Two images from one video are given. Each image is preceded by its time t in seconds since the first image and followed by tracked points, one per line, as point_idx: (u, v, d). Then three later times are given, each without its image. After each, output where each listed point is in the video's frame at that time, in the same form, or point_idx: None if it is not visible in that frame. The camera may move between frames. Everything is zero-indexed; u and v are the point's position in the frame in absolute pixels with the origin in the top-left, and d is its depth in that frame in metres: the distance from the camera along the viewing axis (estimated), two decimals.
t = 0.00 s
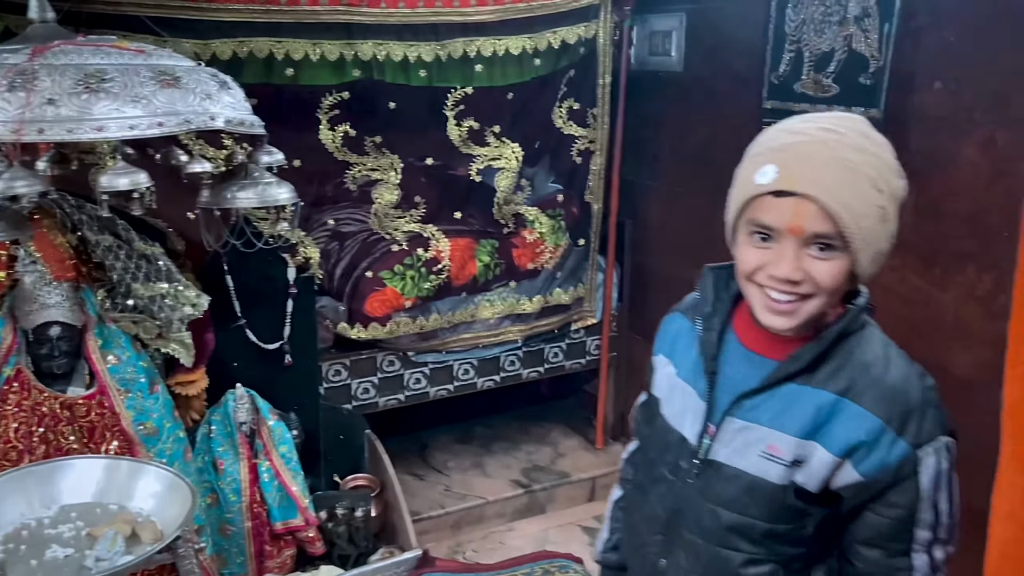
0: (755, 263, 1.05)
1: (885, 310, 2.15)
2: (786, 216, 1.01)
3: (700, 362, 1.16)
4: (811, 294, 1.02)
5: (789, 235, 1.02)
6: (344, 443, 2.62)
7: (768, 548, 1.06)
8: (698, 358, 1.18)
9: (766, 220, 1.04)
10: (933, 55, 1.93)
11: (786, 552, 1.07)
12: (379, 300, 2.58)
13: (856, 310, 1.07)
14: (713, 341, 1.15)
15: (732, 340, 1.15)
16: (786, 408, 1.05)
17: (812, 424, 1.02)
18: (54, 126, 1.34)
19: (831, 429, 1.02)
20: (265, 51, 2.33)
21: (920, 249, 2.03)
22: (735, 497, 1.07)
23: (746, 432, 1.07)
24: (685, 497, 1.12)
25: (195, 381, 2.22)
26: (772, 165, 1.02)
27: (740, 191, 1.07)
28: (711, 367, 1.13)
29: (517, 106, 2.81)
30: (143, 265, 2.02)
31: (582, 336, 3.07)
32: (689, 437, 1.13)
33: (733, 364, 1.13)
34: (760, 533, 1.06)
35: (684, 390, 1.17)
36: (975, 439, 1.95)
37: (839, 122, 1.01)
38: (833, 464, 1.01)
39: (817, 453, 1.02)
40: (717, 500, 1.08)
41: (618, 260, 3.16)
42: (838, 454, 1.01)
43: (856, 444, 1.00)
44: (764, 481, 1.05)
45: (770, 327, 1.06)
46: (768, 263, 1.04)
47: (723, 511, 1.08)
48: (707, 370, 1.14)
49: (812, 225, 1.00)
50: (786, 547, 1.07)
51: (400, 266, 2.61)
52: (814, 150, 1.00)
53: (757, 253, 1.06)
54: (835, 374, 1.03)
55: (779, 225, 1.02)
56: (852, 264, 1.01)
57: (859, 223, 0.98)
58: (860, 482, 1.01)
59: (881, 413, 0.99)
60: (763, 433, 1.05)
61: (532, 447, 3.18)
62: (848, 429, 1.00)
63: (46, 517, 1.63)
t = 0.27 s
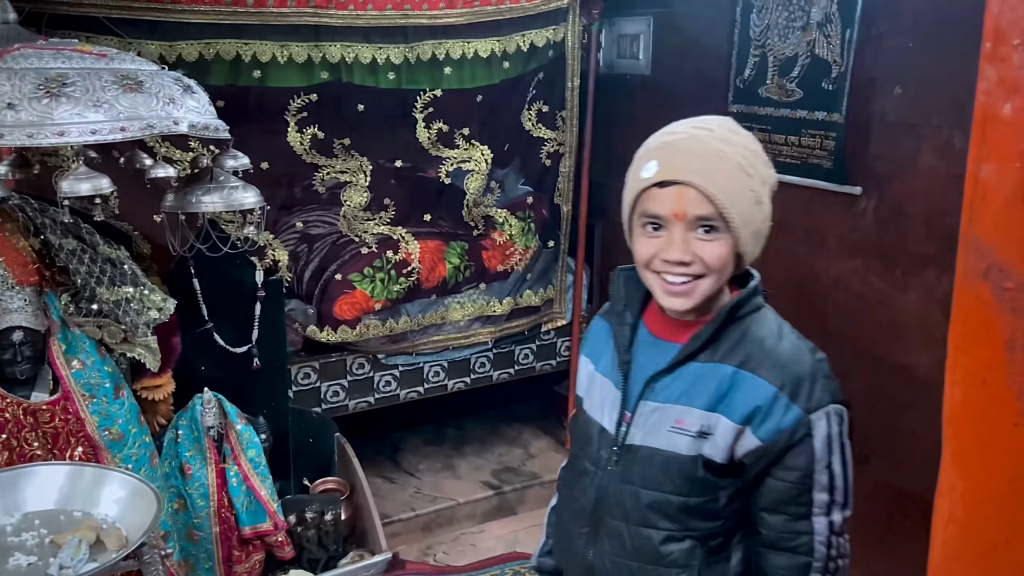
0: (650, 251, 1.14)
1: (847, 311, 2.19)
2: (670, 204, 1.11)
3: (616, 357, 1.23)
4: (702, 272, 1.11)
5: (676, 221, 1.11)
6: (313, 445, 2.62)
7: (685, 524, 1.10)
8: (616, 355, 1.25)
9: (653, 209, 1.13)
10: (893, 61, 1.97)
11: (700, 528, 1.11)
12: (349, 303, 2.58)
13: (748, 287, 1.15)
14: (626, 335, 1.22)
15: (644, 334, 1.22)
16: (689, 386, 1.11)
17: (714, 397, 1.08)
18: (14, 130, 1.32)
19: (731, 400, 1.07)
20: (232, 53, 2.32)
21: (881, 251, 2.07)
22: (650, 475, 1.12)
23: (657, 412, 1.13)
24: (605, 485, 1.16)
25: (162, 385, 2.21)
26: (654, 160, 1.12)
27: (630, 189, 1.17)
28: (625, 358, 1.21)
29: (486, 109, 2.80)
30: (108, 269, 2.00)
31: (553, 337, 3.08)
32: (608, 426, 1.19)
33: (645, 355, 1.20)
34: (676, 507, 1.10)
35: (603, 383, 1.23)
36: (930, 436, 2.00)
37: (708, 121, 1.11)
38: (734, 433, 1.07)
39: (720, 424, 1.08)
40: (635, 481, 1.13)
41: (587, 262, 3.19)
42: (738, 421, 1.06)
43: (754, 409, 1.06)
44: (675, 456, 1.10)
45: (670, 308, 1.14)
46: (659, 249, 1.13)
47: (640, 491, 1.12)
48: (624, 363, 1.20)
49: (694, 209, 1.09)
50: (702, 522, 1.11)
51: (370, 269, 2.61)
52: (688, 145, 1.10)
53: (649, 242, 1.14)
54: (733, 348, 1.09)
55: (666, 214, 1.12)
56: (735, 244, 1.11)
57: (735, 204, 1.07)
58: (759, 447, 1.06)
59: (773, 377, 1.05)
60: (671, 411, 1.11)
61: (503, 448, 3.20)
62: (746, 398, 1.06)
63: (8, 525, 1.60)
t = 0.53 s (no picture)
0: (582, 244, 1.18)
1: (833, 310, 2.21)
2: (599, 197, 1.16)
3: (566, 354, 1.25)
4: (632, 260, 1.16)
5: (605, 213, 1.16)
6: (304, 444, 2.62)
7: (657, 499, 1.15)
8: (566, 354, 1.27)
9: (583, 203, 1.17)
10: (880, 62, 1.99)
11: (672, 499, 1.16)
12: (339, 302, 2.61)
13: (676, 272, 1.22)
14: (572, 330, 1.24)
15: (589, 327, 1.26)
16: (642, 367, 1.16)
17: (667, 372, 1.14)
18: (5, 130, 1.32)
19: (683, 373, 1.13)
20: (223, 53, 2.32)
21: (867, 250, 2.09)
22: (619, 458, 1.16)
23: (615, 396, 1.17)
24: (574, 477, 1.19)
25: (152, 385, 2.22)
26: (581, 158, 1.17)
27: (560, 187, 1.21)
28: (575, 353, 1.23)
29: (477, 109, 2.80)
30: (98, 268, 2.00)
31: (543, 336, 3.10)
32: (568, 422, 1.21)
33: (595, 345, 1.24)
34: (648, 484, 1.15)
35: (557, 381, 1.25)
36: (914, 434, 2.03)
37: (629, 121, 1.17)
38: (691, 402, 1.12)
39: (677, 396, 1.13)
40: (606, 466, 1.16)
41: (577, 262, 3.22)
42: (693, 391, 1.12)
43: (705, 376, 1.12)
44: (640, 433, 1.15)
45: (605, 297, 1.18)
46: (591, 242, 1.17)
47: (612, 474, 1.16)
48: (575, 360, 1.22)
49: (621, 201, 1.14)
50: (673, 495, 1.16)
51: (360, 269, 2.64)
52: (612, 142, 1.15)
53: (581, 235, 1.19)
54: (678, 324, 1.15)
55: (595, 208, 1.16)
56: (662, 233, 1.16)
57: (659, 194, 1.13)
58: (715, 412, 1.12)
59: (717, 343, 1.12)
60: (628, 393, 1.16)
61: (494, 447, 3.21)
62: (697, 368, 1.12)
63: None
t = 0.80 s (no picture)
0: (542, 251, 1.22)
1: (831, 312, 2.22)
2: (552, 205, 1.21)
3: (546, 362, 1.28)
4: (591, 262, 1.20)
5: (559, 220, 1.21)
6: (304, 445, 2.62)
7: (668, 483, 1.21)
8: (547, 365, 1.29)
9: (538, 213, 1.22)
10: (877, 66, 1.99)
11: (680, 481, 1.22)
12: (340, 303, 2.59)
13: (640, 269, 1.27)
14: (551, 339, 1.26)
15: (564, 332, 1.30)
16: (630, 361, 1.21)
17: (655, 360, 1.19)
18: (8, 134, 1.34)
19: (670, 358, 1.19)
20: (224, 56, 2.33)
21: (865, 252, 2.10)
22: (624, 453, 1.21)
23: (608, 394, 1.21)
24: (580, 482, 1.23)
25: (153, 386, 2.23)
26: (531, 169, 1.23)
27: (514, 201, 1.26)
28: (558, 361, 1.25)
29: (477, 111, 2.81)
30: (100, 269, 2.01)
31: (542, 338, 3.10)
32: (563, 429, 1.24)
33: (576, 349, 1.27)
34: (658, 471, 1.20)
35: (544, 392, 1.27)
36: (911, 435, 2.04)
37: (574, 130, 1.23)
38: (684, 385, 1.18)
39: (669, 382, 1.19)
40: (613, 464, 1.21)
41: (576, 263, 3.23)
42: (684, 373, 1.17)
43: (693, 357, 1.17)
44: (642, 424, 1.20)
45: (570, 300, 1.22)
46: (549, 249, 1.22)
47: (619, 469, 1.21)
48: (560, 371, 1.24)
49: (573, 206, 1.20)
50: (680, 477, 1.22)
51: (361, 270, 2.64)
52: (558, 152, 1.21)
53: (540, 244, 1.23)
54: (656, 314, 1.21)
55: (550, 215, 1.21)
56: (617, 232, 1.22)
57: (610, 195, 1.19)
58: (709, 391, 1.17)
59: (697, 324, 1.18)
60: (621, 388, 1.20)
61: (493, 447, 3.22)
62: (683, 351, 1.18)
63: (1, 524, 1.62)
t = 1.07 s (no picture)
0: (558, 260, 1.21)
1: (832, 313, 2.23)
2: (565, 213, 1.19)
3: (566, 367, 1.25)
4: (608, 267, 1.18)
5: (573, 228, 1.19)
6: (307, 446, 2.64)
7: (683, 498, 1.16)
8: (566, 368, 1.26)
9: (552, 223, 1.21)
10: (877, 68, 2.00)
11: (695, 495, 1.17)
12: (342, 304, 2.61)
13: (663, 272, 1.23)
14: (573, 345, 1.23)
15: (584, 337, 1.27)
16: (647, 370, 1.17)
17: (673, 371, 1.15)
18: (15, 137, 1.35)
19: (688, 368, 1.15)
20: (228, 59, 2.35)
21: (866, 254, 2.10)
22: (639, 462, 1.17)
23: (625, 402, 1.17)
24: (593, 489, 1.19)
25: (157, 387, 2.25)
26: (543, 179, 1.22)
27: (528, 211, 1.25)
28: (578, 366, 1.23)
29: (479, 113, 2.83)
30: (105, 271, 2.01)
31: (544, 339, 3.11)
32: (578, 435, 1.21)
33: (597, 355, 1.24)
34: (672, 483, 1.16)
35: (563, 397, 1.24)
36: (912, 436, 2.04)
37: (585, 138, 1.22)
38: (700, 397, 1.13)
39: (686, 393, 1.15)
40: (626, 474, 1.17)
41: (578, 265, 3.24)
42: (701, 385, 1.13)
43: (710, 368, 1.13)
44: (657, 435, 1.16)
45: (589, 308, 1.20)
46: (564, 257, 1.20)
47: (633, 478, 1.17)
48: (579, 375, 1.22)
49: (586, 213, 1.18)
50: (695, 491, 1.17)
51: (364, 271, 2.66)
52: (569, 160, 1.20)
53: (556, 252, 1.22)
54: (677, 322, 1.17)
55: (564, 223, 1.20)
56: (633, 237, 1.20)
57: (622, 201, 1.17)
58: (725, 404, 1.12)
59: (717, 335, 1.14)
60: (638, 397, 1.17)
61: (496, 448, 3.23)
62: (700, 361, 1.14)
63: (7, 524, 1.63)
